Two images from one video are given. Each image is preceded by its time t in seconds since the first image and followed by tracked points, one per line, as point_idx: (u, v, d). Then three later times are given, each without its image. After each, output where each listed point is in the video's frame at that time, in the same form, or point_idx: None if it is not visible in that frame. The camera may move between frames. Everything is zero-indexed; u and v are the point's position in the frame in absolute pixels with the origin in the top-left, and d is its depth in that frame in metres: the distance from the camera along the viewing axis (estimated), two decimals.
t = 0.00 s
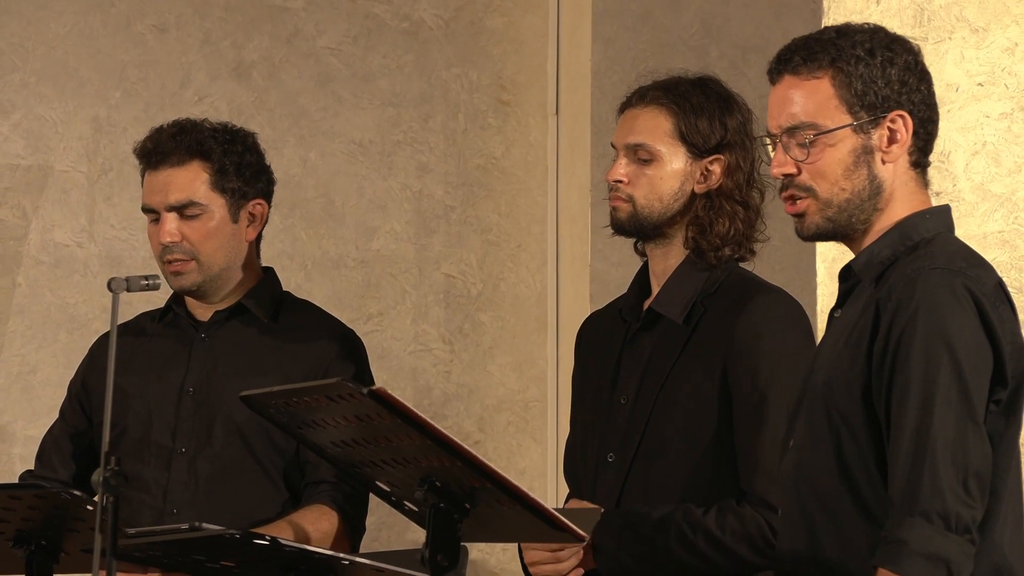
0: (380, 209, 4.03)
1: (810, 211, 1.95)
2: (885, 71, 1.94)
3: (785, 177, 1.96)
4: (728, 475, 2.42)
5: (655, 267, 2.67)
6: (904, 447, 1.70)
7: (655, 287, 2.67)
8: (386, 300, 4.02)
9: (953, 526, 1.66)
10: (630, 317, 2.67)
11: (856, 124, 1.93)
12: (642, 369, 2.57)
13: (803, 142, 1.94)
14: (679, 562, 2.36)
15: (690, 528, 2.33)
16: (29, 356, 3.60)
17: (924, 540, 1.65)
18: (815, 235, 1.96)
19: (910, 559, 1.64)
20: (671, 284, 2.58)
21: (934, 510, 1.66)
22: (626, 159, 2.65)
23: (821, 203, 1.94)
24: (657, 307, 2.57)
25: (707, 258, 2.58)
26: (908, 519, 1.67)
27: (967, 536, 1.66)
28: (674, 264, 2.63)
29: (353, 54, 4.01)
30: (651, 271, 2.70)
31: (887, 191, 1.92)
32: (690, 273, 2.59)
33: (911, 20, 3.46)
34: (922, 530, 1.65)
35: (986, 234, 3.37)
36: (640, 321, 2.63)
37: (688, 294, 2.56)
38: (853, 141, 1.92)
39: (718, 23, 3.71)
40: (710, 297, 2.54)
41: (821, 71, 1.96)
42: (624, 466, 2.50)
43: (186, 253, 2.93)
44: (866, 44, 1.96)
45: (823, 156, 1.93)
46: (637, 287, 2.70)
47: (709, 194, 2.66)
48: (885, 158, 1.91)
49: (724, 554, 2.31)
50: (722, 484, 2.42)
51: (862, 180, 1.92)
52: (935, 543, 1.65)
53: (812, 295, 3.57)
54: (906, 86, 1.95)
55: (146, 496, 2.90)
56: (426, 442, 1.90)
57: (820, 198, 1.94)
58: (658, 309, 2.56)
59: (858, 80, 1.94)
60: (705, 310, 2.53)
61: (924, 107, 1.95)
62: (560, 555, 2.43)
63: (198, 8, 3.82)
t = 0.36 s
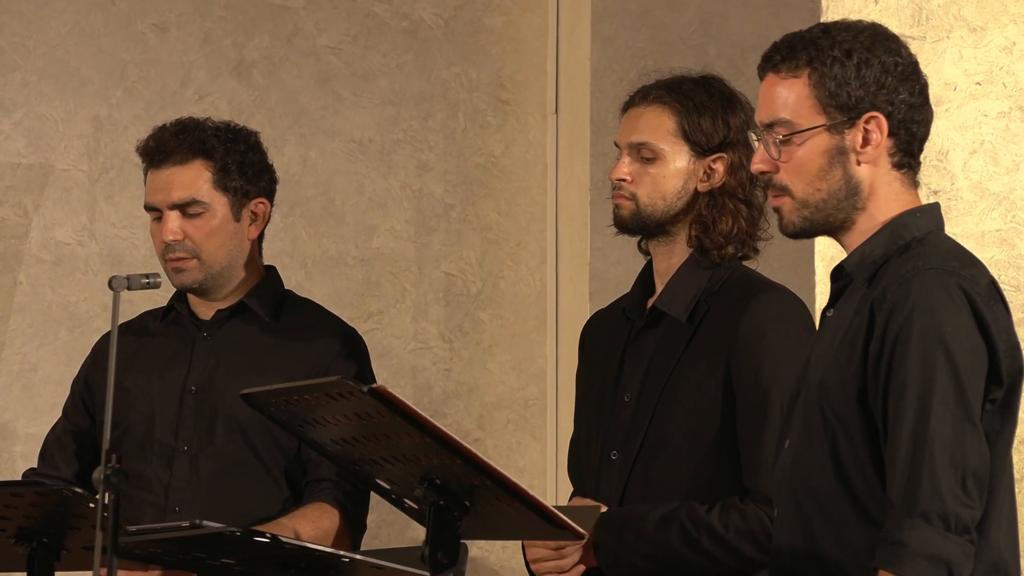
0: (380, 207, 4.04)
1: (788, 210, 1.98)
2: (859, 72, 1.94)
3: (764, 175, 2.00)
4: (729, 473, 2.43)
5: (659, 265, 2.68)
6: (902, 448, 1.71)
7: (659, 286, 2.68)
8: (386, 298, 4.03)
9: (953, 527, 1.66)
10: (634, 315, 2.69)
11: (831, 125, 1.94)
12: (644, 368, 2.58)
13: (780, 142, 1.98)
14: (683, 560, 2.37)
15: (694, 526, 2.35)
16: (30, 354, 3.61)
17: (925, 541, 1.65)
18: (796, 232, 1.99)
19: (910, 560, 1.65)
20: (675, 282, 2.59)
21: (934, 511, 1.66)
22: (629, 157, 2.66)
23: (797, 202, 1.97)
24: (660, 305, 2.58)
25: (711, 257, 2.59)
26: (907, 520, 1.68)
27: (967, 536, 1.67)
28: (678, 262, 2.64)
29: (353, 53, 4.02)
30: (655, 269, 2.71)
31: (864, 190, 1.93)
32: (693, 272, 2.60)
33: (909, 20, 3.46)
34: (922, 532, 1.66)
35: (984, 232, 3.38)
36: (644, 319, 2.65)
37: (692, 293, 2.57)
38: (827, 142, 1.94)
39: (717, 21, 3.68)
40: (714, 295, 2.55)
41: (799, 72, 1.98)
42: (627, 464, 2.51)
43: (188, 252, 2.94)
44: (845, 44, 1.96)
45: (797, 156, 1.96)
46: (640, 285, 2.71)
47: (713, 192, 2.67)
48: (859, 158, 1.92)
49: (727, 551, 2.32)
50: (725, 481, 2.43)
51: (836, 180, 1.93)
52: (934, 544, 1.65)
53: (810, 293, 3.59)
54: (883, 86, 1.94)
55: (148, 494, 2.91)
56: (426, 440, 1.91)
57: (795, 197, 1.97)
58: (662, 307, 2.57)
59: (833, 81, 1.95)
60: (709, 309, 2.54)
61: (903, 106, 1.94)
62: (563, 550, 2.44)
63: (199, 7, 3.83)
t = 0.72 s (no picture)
0: (380, 206, 4.05)
1: (781, 213, 2.00)
2: (844, 78, 1.95)
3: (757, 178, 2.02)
4: (725, 472, 2.44)
5: (657, 263, 2.69)
6: (894, 449, 1.72)
7: (657, 284, 2.69)
8: (385, 296, 4.05)
9: (944, 527, 1.67)
10: (632, 313, 2.69)
11: (817, 130, 1.95)
12: (643, 367, 2.59)
13: (770, 145, 2.00)
14: (680, 558, 2.38)
15: (691, 524, 2.35)
16: (31, 352, 3.62)
17: (915, 542, 1.66)
18: (791, 235, 2.01)
19: (900, 561, 1.66)
20: (673, 281, 2.60)
21: (924, 512, 1.67)
22: (626, 156, 2.68)
23: (789, 205, 1.99)
24: (658, 304, 2.59)
25: (709, 255, 2.60)
26: (899, 520, 1.69)
27: (957, 537, 1.68)
28: (675, 260, 2.65)
29: (352, 53, 4.03)
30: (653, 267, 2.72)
31: (853, 193, 1.94)
32: (691, 270, 2.61)
33: (907, 19, 3.47)
34: (912, 532, 1.67)
35: (982, 230, 3.40)
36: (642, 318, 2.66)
37: (690, 291, 2.58)
38: (814, 146, 1.95)
39: (717, 19, 3.71)
40: (712, 294, 2.57)
41: (787, 75, 2.00)
42: (625, 462, 2.52)
43: (188, 250, 2.95)
44: (830, 48, 1.97)
45: (787, 160, 1.98)
46: (638, 283, 2.72)
47: (710, 190, 2.68)
48: (846, 162, 1.94)
49: (725, 549, 2.33)
50: (723, 479, 2.45)
51: (825, 184, 1.95)
52: (926, 544, 1.66)
53: (808, 292, 3.60)
54: (868, 91, 1.94)
55: (148, 492, 2.92)
56: (424, 438, 1.92)
57: (788, 200, 1.99)
58: (660, 306, 2.59)
59: (818, 85, 1.96)
60: (707, 307, 2.55)
61: (889, 110, 1.94)
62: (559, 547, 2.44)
63: (199, 6, 3.84)
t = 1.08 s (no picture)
0: (379, 205, 4.06)
1: (780, 212, 2.02)
2: (837, 80, 1.96)
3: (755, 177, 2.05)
4: (723, 471, 2.45)
5: (655, 263, 2.71)
6: (893, 449, 1.73)
7: (655, 283, 2.71)
8: (385, 295, 4.05)
9: (943, 529, 1.68)
10: (630, 313, 2.71)
11: (812, 132, 1.97)
12: (641, 366, 2.60)
13: (767, 145, 2.02)
14: (679, 556, 2.38)
15: (690, 523, 2.36)
16: (32, 350, 3.63)
17: (915, 543, 1.67)
18: (790, 235, 2.03)
19: (899, 561, 1.67)
20: (670, 279, 2.61)
21: (923, 513, 1.68)
22: (623, 156, 2.68)
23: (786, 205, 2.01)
24: (656, 303, 2.60)
25: (706, 253, 2.62)
26: (898, 522, 1.70)
27: (957, 537, 1.69)
28: (672, 260, 2.67)
29: (352, 52, 4.04)
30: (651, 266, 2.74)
31: (847, 195, 1.95)
32: (688, 269, 2.62)
33: (904, 18, 3.51)
34: (912, 533, 1.68)
35: (979, 229, 3.46)
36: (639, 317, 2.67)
37: (687, 291, 2.59)
38: (809, 148, 1.97)
39: (714, 19, 3.73)
40: (708, 293, 2.58)
41: (784, 77, 2.02)
42: (623, 461, 2.53)
43: (186, 249, 2.96)
44: (825, 51, 1.98)
45: (783, 160, 2.00)
46: (636, 282, 2.74)
47: (707, 190, 2.69)
48: (840, 164, 1.95)
49: (725, 548, 2.34)
50: (722, 478, 2.45)
51: (820, 185, 1.96)
52: (925, 545, 1.67)
53: (807, 291, 3.61)
54: (863, 95, 1.95)
55: (148, 490, 2.93)
56: (424, 436, 1.93)
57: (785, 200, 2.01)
58: (659, 305, 2.60)
59: (812, 87, 1.98)
60: (703, 306, 2.56)
61: (883, 113, 1.95)
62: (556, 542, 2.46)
63: (199, 6, 3.85)
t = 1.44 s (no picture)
0: (378, 203, 4.07)
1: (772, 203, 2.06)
2: (835, 86, 1.96)
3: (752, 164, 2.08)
4: (718, 470, 2.47)
5: (650, 261, 2.72)
6: (894, 453, 1.73)
7: (650, 281, 2.72)
8: (384, 293, 4.07)
9: (944, 532, 1.70)
10: (626, 311, 2.71)
11: (806, 131, 1.99)
12: (636, 364, 2.60)
13: (763, 136, 2.04)
14: (673, 553, 2.40)
15: (685, 520, 2.37)
16: (32, 348, 3.64)
17: (915, 547, 1.68)
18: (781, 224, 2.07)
19: (901, 565, 1.68)
20: (665, 278, 2.62)
21: (924, 517, 1.69)
22: (618, 155, 2.70)
23: (777, 197, 2.04)
24: (652, 302, 2.61)
25: (701, 252, 2.63)
26: (898, 525, 1.71)
27: (957, 541, 1.70)
28: (669, 257, 2.68)
29: (351, 51, 4.05)
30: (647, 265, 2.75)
31: (835, 196, 1.97)
32: (684, 267, 2.63)
33: (902, 18, 3.61)
34: (913, 537, 1.69)
35: (976, 228, 3.56)
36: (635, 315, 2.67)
37: (682, 290, 2.60)
38: (803, 146, 1.99)
39: (712, 19, 3.75)
40: (704, 292, 2.59)
41: (788, 72, 2.02)
42: (619, 459, 2.54)
43: (187, 247, 2.98)
44: (829, 53, 1.97)
45: (776, 153, 2.02)
46: (631, 280, 2.75)
47: (702, 188, 2.71)
48: (829, 166, 1.97)
49: (721, 546, 2.35)
50: (716, 476, 2.47)
51: (809, 184, 1.98)
52: (926, 549, 1.68)
53: (805, 289, 3.64)
54: (858, 103, 1.94)
55: (149, 484, 2.94)
56: (423, 434, 1.94)
57: (776, 192, 2.04)
58: (655, 303, 2.60)
59: (811, 89, 1.98)
60: (698, 305, 2.57)
61: (879, 123, 1.93)
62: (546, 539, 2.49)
63: (199, 5, 3.87)
